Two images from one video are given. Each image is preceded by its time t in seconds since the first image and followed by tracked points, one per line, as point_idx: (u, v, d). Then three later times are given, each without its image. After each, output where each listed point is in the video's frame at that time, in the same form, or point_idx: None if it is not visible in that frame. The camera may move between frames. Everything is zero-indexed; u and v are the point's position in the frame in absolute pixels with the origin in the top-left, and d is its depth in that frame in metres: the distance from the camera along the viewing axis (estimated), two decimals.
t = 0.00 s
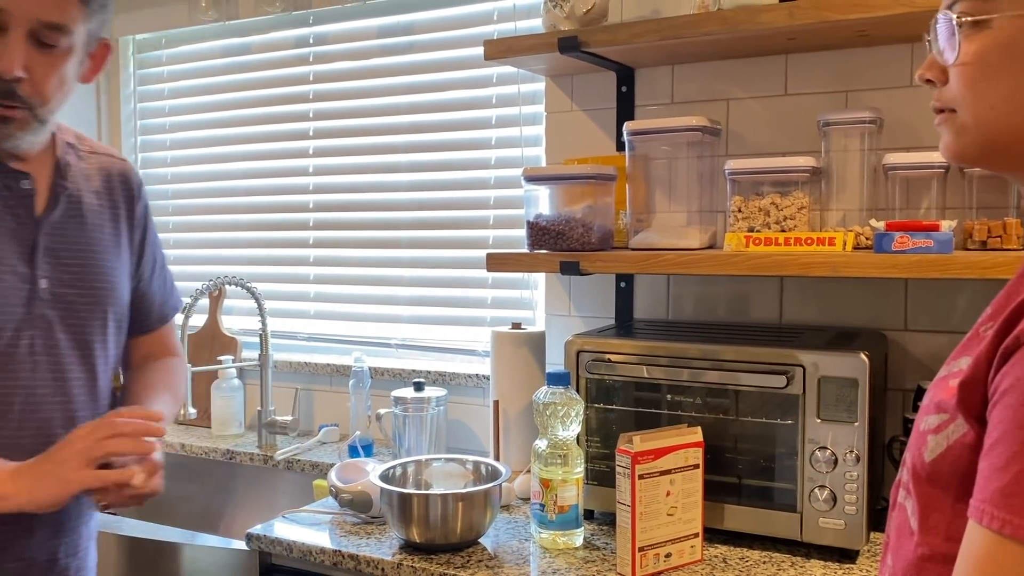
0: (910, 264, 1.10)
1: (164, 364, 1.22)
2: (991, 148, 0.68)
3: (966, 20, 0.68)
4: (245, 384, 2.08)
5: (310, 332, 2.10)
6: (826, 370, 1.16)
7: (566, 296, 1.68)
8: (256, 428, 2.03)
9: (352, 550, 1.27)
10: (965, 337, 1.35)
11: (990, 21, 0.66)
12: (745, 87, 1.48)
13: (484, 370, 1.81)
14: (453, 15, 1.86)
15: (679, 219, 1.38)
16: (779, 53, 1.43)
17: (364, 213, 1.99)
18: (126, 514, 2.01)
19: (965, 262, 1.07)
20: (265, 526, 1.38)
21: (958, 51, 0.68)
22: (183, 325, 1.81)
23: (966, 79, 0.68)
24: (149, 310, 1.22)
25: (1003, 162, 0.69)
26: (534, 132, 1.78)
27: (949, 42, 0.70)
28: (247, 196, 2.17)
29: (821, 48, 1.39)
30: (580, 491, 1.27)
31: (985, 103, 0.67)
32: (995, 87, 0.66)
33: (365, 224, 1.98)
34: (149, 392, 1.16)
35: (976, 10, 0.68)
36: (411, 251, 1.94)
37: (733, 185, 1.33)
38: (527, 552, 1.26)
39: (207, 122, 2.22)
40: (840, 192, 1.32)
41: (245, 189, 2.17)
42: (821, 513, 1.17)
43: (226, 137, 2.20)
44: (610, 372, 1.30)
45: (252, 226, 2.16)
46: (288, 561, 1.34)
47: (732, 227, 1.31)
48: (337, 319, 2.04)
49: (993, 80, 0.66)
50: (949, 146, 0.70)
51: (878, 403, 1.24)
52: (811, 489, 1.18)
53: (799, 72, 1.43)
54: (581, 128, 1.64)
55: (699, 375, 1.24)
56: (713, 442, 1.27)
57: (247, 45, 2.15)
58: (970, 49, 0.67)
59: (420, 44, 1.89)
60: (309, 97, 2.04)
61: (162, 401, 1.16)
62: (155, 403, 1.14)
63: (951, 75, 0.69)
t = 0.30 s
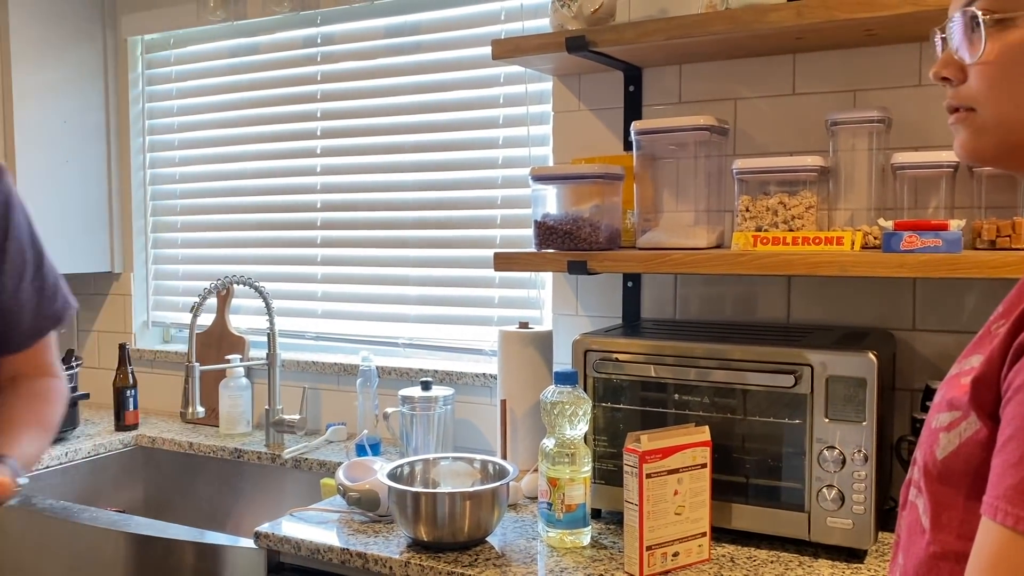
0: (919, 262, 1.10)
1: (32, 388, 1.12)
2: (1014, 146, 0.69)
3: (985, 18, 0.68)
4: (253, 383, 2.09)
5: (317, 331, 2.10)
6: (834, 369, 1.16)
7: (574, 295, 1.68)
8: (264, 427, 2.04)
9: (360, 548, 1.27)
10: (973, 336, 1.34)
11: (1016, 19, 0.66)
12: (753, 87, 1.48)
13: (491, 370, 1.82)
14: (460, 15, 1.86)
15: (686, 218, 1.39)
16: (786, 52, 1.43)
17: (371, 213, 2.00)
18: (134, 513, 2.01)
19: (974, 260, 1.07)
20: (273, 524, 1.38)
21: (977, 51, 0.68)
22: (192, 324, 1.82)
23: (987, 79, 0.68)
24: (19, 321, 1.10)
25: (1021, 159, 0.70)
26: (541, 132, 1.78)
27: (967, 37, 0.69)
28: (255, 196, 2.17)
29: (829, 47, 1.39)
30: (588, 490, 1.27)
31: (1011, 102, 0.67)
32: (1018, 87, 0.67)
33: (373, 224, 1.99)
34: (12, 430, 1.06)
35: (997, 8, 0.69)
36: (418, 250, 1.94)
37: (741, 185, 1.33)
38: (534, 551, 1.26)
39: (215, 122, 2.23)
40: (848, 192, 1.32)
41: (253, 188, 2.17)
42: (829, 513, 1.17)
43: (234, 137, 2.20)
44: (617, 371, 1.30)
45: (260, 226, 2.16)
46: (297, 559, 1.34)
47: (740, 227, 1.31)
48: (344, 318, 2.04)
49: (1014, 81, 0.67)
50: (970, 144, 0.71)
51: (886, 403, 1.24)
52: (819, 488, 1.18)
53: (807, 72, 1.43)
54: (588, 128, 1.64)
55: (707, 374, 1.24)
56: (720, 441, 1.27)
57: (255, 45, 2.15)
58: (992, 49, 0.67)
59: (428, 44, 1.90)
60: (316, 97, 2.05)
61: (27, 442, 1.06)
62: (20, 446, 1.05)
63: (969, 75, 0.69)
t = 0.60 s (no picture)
0: (925, 259, 1.09)
1: None
2: None
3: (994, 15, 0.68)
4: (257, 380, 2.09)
5: (322, 328, 2.10)
6: (839, 366, 1.15)
7: (578, 292, 1.68)
8: (268, 424, 2.04)
9: (364, 545, 1.27)
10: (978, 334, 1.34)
11: None
12: (757, 83, 1.47)
13: (495, 367, 1.82)
14: (465, 12, 1.86)
15: (691, 215, 1.38)
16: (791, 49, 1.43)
17: (376, 210, 2.00)
18: (139, 510, 2.02)
19: (980, 257, 1.07)
20: (277, 521, 1.39)
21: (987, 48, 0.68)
22: (196, 322, 1.82)
23: (997, 78, 0.68)
24: None
25: None
26: (545, 129, 1.77)
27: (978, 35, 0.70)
28: (260, 192, 2.17)
29: (834, 44, 1.38)
30: (592, 488, 1.26)
31: None
32: None
33: (377, 221, 1.99)
34: None
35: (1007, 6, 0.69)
36: (423, 248, 1.94)
37: (746, 182, 1.33)
38: (538, 548, 1.26)
39: (220, 119, 2.24)
40: (853, 189, 1.31)
41: (258, 186, 2.18)
42: (834, 510, 1.17)
43: (238, 134, 2.21)
44: (622, 369, 1.30)
45: (264, 223, 2.17)
46: (301, 555, 1.35)
47: (744, 224, 1.30)
48: (348, 315, 2.04)
49: None
50: (979, 141, 0.71)
51: (891, 401, 1.23)
52: (824, 486, 1.17)
53: (812, 68, 1.43)
54: (592, 125, 1.64)
55: (711, 371, 1.24)
56: (725, 439, 1.26)
57: (259, 43, 2.15)
58: (1002, 47, 0.68)
59: (432, 41, 1.90)
60: (321, 94, 2.05)
61: None
62: None
63: (979, 73, 0.69)
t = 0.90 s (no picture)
0: (929, 254, 1.09)
1: None
2: None
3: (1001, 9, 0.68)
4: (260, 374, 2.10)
5: (325, 322, 2.10)
6: (842, 360, 1.15)
7: (580, 286, 1.68)
8: (271, 418, 2.05)
9: (368, 538, 1.27)
10: (981, 328, 1.34)
11: None
12: (761, 77, 1.47)
13: (498, 361, 1.82)
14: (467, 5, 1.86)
15: (693, 209, 1.38)
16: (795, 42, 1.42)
17: (378, 204, 1.99)
18: (143, 504, 2.02)
19: (983, 251, 1.06)
20: (281, 515, 1.39)
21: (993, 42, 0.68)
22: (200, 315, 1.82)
23: (1004, 71, 0.68)
24: None
25: None
26: (548, 122, 1.77)
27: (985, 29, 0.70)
28: (263, 186, 2.17)
29: (838, 37, 1.38)
30: (595, 481, 1.27)
31: None
32: None
33: (380, 215, 1.99)
34: None
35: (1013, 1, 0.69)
36: (426, 241, 1.94)
37: (749, 175, 1.32)
38: (541, 541, 1.26)
39: (222, 113, 2.24)
40: (856, 182, 1.31)
41: (261, 180, 2.18)
42: (837, 504, 1.17)
43: (241, 128, 2.21)
44: (625, 363, 1.30)
45: (267, 216, 2.17)
46: (305, 548, 1.35)
47: (747, 217, 1.30)
48: (351, 309, 2.04)
49: None
50: (984, 134, 0.70)
51: (894, 395, 1.23)
52: (827, 480, 1.17)
53: (816, 61, 1.42)
54: (595, 119, 1.64)
55: (714, 365, 1.24)
56: (727, 432, 1.26)
57: (261, 36, 2.15)
58: (1009, 40, 0.67)
59: (434, 35, 1.89)
60: (323, 87, 2.05)
61: None
62: None
63: (985, 66, 0.69)
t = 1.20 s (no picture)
0: (930, 244, 1.09)
1: None
2: None
3: (1007, 4, 0.69)
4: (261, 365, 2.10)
5: (325, 313, 2.10)
6: (843, 351, 1.15)
7: (581, 277, 1.68)
8: (272, 408, 2.05)
9: (369, 529, 1.28)
10: (981, 318, 1.34)
11: None
12: (762, 67, 1.46)
13: (499, 352, 1.82)
14: None
15: (694, 200, 1.38)
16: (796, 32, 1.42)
17: (378, 194, 1.99)
18: (144, 495, 2.03)
19: (984, 242, 1.06)
20: (282, 505, 1.39)
21: (999, 38, 0.69)
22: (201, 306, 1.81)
23: (1013, 66, 0.68)
24: None
25: None
26: (548, 112, 1.77)
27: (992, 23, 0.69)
28: (263, 177, 2.17)
29: (839, 26, 1.37)
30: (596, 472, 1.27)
31: None
32: None
33: (380, 206, 1.98)
34: None
35: None
36: (427, 232, 1.94)
37: (750, 166, 1.32)
38: (542, 531, 1.26)
39: (222, 104, 2.23)
40: (858, 172, 1.30)
41: (261, 171, 2.17)
42: (837, 494, 1.17)
43: (240, 119, 2.20)
44: (625, 354, 1.30)
45: (267, 207, 2.16)
46: (305, 539, 1.35)
47: (748, 208, 1.30)
48: (351, 300, 2.04)
49: None
50: (993, 128, 0.71)
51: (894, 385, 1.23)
52: (827, 470, 1.18)
53: (817, 51, 1.42)
54: (596, 109, 1.63)
55: (714, 356, 1.24)
56: (728, 423, 1.26)
57: (261, 26, 2.14)
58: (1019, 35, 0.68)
59: (434, 25, 1.89)
60: (323, 77, 2.04)
61: None
62: None
63: (993, 61, 0.70)
